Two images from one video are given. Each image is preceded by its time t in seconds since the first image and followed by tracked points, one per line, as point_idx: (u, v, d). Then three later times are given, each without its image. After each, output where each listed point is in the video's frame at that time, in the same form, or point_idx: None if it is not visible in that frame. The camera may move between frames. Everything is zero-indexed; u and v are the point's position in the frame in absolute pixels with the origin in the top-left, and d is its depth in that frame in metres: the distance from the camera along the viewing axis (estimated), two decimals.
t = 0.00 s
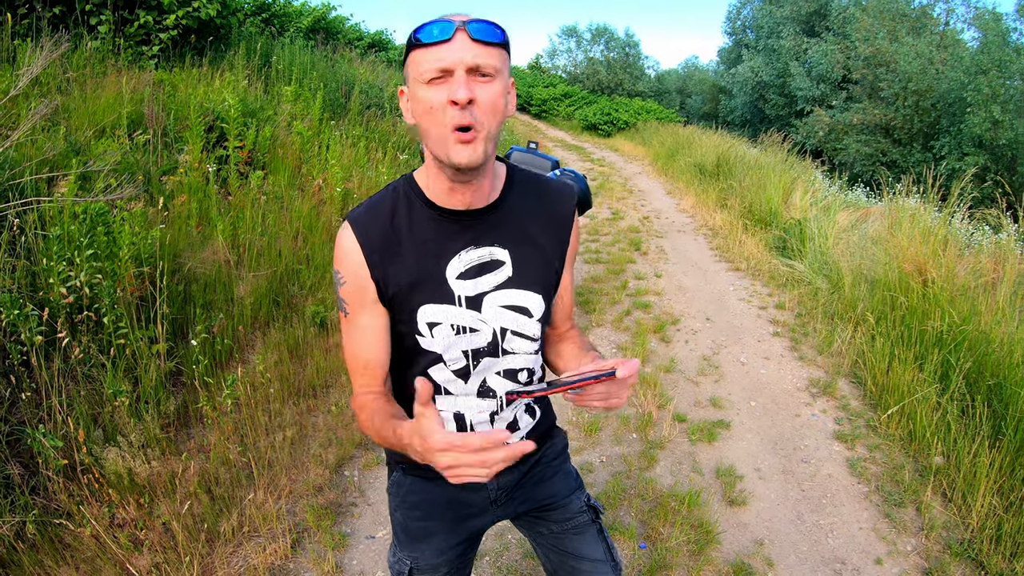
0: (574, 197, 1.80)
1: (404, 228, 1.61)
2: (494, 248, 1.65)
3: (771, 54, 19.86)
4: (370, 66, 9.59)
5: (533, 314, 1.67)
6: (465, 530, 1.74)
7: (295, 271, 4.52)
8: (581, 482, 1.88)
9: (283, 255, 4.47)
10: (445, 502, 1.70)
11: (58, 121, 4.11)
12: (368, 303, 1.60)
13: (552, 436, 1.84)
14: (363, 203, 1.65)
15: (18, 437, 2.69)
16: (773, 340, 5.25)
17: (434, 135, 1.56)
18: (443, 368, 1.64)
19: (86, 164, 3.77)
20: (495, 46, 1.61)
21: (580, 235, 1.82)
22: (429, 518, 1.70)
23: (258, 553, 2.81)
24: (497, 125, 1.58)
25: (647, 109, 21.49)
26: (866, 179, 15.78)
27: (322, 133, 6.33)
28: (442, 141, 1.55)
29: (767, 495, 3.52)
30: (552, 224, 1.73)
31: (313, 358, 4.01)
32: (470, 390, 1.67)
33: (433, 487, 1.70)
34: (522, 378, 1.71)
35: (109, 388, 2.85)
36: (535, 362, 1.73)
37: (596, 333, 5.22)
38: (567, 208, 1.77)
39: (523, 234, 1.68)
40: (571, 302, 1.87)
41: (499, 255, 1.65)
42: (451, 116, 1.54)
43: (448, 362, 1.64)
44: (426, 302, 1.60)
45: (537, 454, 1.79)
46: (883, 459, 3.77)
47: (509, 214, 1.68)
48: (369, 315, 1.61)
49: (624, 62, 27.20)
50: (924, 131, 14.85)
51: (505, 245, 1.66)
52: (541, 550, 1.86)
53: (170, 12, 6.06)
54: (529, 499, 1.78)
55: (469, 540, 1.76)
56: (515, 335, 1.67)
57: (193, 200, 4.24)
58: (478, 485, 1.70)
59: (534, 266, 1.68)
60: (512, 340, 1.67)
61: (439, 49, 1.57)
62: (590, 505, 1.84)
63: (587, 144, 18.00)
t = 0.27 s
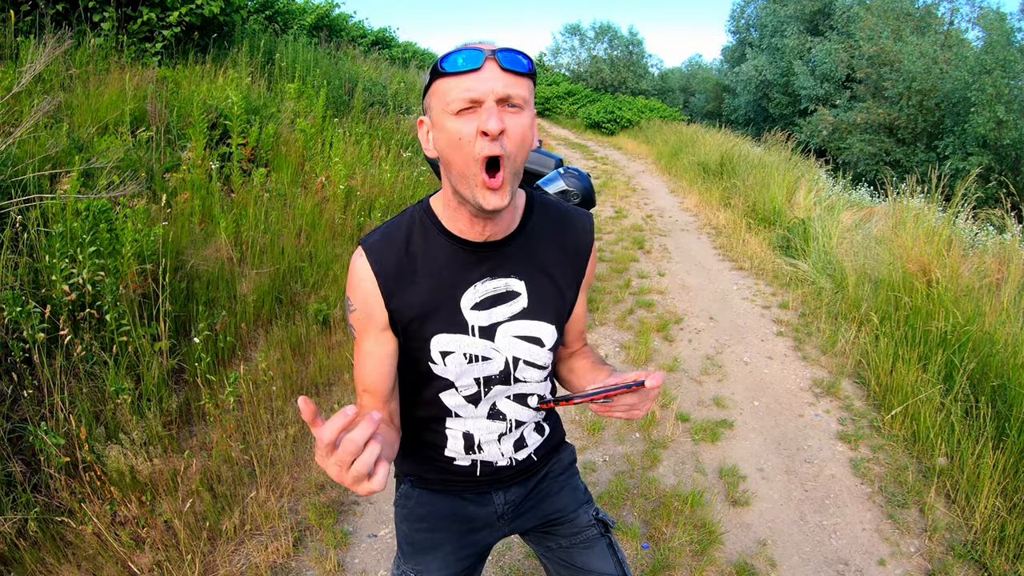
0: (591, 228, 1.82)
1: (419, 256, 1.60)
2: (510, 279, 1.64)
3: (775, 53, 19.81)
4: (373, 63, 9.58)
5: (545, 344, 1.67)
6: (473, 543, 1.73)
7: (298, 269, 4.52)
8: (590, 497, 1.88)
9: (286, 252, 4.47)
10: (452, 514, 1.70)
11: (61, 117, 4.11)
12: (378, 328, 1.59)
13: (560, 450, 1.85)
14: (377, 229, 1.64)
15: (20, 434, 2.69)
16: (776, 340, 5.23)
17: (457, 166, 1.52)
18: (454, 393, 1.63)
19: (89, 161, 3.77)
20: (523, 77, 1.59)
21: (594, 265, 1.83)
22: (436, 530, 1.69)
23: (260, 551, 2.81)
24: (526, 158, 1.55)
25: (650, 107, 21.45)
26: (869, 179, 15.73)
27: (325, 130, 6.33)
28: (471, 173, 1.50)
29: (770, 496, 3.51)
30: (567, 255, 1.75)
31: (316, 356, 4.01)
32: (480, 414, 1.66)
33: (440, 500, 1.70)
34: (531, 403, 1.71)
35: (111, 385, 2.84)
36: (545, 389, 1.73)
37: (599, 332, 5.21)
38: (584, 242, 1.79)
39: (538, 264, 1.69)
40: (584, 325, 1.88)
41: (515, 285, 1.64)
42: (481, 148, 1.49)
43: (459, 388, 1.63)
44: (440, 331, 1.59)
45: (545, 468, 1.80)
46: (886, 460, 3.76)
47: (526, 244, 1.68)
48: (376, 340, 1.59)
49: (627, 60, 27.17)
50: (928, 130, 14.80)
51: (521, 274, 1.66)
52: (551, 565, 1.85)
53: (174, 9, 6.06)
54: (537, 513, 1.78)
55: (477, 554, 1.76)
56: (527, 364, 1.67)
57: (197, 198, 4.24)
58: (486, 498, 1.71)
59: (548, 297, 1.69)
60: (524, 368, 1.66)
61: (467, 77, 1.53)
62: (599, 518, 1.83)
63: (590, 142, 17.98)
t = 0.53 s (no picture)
0: (590, 218, 1.78)
1: (415, 249, 1.59)
2: (506, 271, 1.63)
3: (778, 52, 19.77)
4: (376, 62, 9.57)
5: (541, 335, 1.67)
6: (468, 531, 1.72)
7: (300, 267, 4.51)
8: (586, 488, 1.86)
9: (288, 250, 4.46)
10: (448, 502, 1.70)
11: (63, 116, 4.11)
12: (372, 319, 1.59)
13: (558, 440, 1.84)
14: (374, 221, 1.63)
15: (21, 432, 2.69)
16: (779, 340, 5.22)
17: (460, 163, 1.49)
18: (450, 384, 1.63)
19: (91, 159, 3.77)
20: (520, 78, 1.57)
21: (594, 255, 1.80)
22: (432, 517, 1.69)
23: (260, 550, 2.81)
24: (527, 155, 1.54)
25: (654, 106, 21.41)
26: (873, 179, 15.68)
27: (328, 129, 6.32)
28: (478, 175, 1.48)
29: (772, 497, 3.49)
30: (565, 246, 1.72)
31: (317, 354, 4.00)
32: (477, 405, 1.66)
33: (437, 487, 1.70)
34: (528, 395, 1.70)
35: (113, 383, 2.84)
36: (542, 380, 1.72)
37: (601, 332, 5.20)
38: (583, 231, 1.76)
39: (535, 257, 1.67)
40: (584, 319, 1.86)
41: (510, 277, 1.64)
42: (488, 151, 1.47)
43: (455, 378, 1.63)
44: (436, 323, 1.59)
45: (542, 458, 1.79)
46: (889, 461, 3.74)
47: (522, 236, 1.66)
48: (369, 331, 1.60)
49: (631, 59, 27.12)
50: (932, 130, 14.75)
51: (517, 267, 1.65)
52: (546, 554, 1.84)
53: (177, 8, 6.06)
54: (533, 503, 1.77)
55: (472, 542, 1.75)
56: (523, 356, 1.66)
57: (198, 196, 4.23)
58: (482, 487, 1.70)
59: (545, 290, 1.68)
60: (520, 360, 1.66)
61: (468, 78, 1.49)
62: (595, 508, 1.81)
63: (593, 142, 17.95)
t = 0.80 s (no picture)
0: (593, 213, 1.78)
1: (418, 242, 1.58)
2: (511, 265, 1.62)
3: (781, 51, 19.72)
4: (378, 61, 9.56)
5: (547, 330, 1.66)
6: (473, 530, 1.72)
7: (301, 266, 4.51)
8: (592, 489, 1.86)
9: (289, 249, 4.46)
10: (453, 500, 1.70)
11: (64, 115, 4.11)
12: (375, 314, 1.57)
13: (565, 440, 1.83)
14: (377, 216, 1.62)
15: (22, 432, 2.69)
16: (781, 340, 5.20)
17: (472, 154, 1.47)
18: (455, 379, 1.62)
19: (92, 158, 3.77)
20: (529, 67, 1.57)
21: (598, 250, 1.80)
22: (437, 515, 1.68)
23: (260, 550, 2.80)
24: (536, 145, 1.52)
25: (655, 105, 21.37)
26: (875, 178, 15.63)
27: (329, 128, 6.31)
28: (490, 165, 1.46)
29: (774, 497, 3.48)
30: (569, 240, 1.71)
31: (318, 354, 4.00)
32: (482, 400, 1.65)
33: (442, 484, 1.70)
34: (534, 390, 1.69)
35: (114, 382, 2.84)
36: (548, 375, 1.71)
37: (603, 331, 5.19)
38: (587, 226, 1.75)
39: (540, 251, 1.66)
40: (588, 315, 1.86)
41: (516, 271, 1.62)
42: (503, 137, 1.45)
43: (461, 373, 1.62)
44: (441, 318, 1.57)
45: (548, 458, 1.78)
46: (891, 462, 3.73)
47: (526, 231, 1.65)
48: (373, 325, 1.58)
49: (633, 58, 27.08)
50: (934, 129, 14.71)
51: (521, 260, 1.64)
52: (550, 554, 1.84)
53: (178, 6, 6.06)
54: (539, 504, 1.76)
55: (477, 541, 1.75)
56: (529, 351, 1.65)
57: (199, 195, 4.23)
58: (487, 485, 1.70)
59: (550, 284, 1.67)
60: (526, 354, 1.65)
61: (479, 66, 1.48)
62: (601, 511, 1.81)
63: (595, 141, 17.92)
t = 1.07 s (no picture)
0: (596, 214, 1.77)
1: (422, 240, 1.57)
2: (512, 264, 1.62)
3: (781, 50, 19.70)
4: (378, 60, 9.56)
5: (547, 329, 1.65)
6: (470, 525, 1.72)
7: (300, 266, 4.50)
8: (588, 484, 1.86)
9: (289, 249, 4.45)
10: (451, 495, 1.69)
11: (64, 115, 4.11)
12: (378, 311, 1.56)
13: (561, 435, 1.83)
14: (381, 212, 1.61)
15: (21, 432, 2.69)
16: (781, 339, 5.20)
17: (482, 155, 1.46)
18: (454, 377, 1.62)
19: (92, 158, 3.76)
20: (537, 68, 1.56)
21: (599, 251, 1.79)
22: (435, 510, 1.68)
23: (259, 550, 2.80)
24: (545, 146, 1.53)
25: (656, 104, 21.35)
26: (876, 177, 15.61)
27: (329, 128, 6.30)
28: (500, 166, 1.46)
29: (774, 497, 3.48)
30: (571, 241, 1.71)
31: (317, 354, 3.99)
32: (481, 399, 1.65)
33: (440, 480, 1.70)
34: (533, 389, 1.69)
35: (113, 383, 2.84)
36: (547, 375, 1.71)
37: (602, 331, 5.18)
38: (588, 227, 1.75)
39: (542, 251, 1.66)
40: (589, 316, 1.85)
41: (517, 270, 1.62)
42: (514, 138, 1.45)
43: (460, 371, 1.62)
44: (442, 316, 1.57)
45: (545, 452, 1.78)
46: (891, 462, 3.72)
47: (528, 230, 1.65)
48: (375, 321, 1.57)
49: (633, 57, 27.05)
50: (935, 128, 14.69)
51: (523, 259, 1.63)
52: (545, 549, 1.84)
53: (178, 6, 6.05)
54: (536, 498, 1.76)
55: (474, 536, 1.75)
56: (528, 350, 1.65)
57: (199, 195, 4.23)
58: (485, 480, 1.70)
59: (551, 284, 1.66)
60: (526, 354, 1.65)
61: (488, 68, 1.47)
62: (596, 506, 1.81)
63: (595, 140, 17.91)
